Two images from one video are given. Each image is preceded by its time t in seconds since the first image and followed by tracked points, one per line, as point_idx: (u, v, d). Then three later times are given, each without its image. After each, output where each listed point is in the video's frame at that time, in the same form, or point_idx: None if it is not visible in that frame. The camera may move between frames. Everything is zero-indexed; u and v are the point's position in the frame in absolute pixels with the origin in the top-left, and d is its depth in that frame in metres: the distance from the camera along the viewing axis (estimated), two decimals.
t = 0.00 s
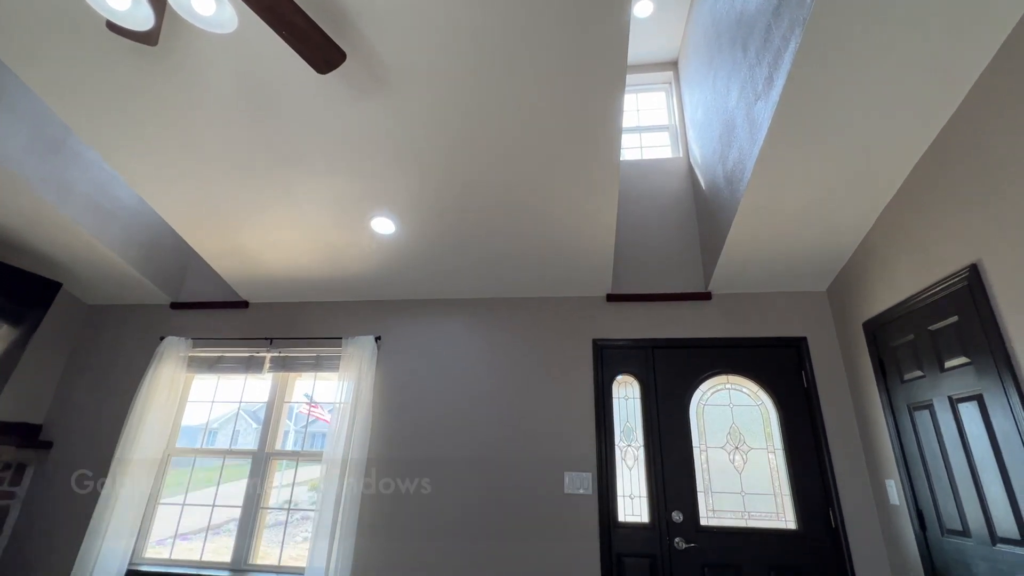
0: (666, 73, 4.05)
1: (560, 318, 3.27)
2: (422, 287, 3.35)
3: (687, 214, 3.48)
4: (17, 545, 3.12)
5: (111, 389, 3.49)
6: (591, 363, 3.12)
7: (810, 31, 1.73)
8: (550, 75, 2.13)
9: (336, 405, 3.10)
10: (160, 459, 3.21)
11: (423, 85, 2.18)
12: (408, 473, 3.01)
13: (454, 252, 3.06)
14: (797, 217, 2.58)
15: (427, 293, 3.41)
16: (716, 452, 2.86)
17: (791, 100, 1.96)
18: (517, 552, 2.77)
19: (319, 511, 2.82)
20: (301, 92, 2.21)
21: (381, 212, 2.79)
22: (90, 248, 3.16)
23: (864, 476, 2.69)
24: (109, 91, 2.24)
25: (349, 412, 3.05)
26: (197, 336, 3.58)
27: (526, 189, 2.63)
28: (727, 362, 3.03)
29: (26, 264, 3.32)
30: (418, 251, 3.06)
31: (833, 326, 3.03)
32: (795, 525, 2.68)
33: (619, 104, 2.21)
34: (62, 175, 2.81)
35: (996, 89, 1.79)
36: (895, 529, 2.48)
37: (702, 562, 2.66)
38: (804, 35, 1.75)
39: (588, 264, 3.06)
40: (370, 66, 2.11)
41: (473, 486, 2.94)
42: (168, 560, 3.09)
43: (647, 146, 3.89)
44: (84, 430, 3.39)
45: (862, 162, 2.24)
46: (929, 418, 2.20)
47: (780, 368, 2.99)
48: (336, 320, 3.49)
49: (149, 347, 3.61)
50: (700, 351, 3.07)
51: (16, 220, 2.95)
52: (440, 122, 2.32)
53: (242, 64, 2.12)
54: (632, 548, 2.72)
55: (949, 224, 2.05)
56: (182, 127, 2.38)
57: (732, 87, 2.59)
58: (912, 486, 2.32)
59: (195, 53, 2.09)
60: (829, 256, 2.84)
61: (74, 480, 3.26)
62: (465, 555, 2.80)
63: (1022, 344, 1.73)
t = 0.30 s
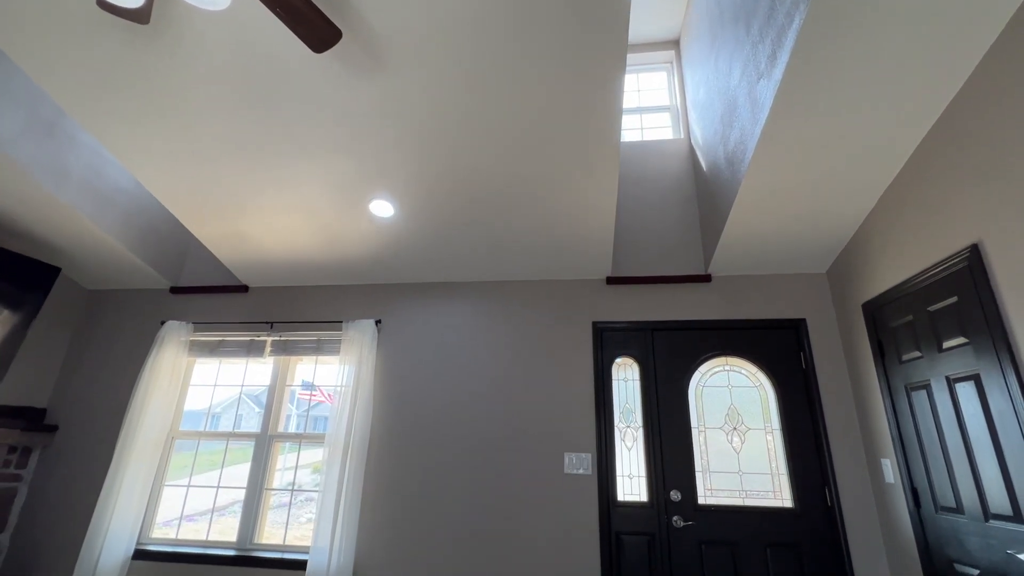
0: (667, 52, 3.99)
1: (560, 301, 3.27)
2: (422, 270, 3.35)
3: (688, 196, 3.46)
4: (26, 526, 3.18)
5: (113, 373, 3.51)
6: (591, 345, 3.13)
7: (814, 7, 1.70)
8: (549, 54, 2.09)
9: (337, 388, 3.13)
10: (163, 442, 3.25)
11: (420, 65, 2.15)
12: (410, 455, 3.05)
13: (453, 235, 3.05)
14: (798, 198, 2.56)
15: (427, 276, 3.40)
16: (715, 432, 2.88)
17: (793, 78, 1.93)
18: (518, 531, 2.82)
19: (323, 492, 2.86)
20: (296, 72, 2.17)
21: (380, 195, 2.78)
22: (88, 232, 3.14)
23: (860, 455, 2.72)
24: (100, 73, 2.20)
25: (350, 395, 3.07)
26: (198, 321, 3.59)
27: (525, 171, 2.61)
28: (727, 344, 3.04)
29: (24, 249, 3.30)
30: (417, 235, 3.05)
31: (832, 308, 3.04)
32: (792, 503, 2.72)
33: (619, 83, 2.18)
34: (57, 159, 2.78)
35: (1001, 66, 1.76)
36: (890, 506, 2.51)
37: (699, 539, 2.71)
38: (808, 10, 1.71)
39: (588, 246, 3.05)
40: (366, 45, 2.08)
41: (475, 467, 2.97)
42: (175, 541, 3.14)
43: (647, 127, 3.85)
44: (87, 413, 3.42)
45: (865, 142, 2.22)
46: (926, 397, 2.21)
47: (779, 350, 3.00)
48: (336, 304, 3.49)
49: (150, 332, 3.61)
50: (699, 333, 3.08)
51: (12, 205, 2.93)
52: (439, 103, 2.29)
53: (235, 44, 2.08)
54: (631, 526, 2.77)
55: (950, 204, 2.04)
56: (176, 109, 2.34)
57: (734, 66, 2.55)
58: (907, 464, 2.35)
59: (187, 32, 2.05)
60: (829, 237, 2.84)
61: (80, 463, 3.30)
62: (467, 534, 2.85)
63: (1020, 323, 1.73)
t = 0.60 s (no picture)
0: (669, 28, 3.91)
1: (560, 282, 3.27)
2: (421, 252, 3.34)
3: (688, 176, 3.43)
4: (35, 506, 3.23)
5: (115, 356, 3.53)
6: (591, 326, 3.14)
7: None
8: (548, 30, 2.05)
9: (338, 370, 3.14)
10: (167, 424, 3.29)
11: (417, 42, 2.10)
12: (412, 435, 3.08)
13: (452, 217, 3.04)
14: (799, 177, 2.54)
15: (426, 258, 3.39)
16: (713, 411, 2.91)
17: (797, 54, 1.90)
18: (519, 509, 2.87)
19: (326, 472, 2.90)
20: (289, 50, 2.13)
21: (378, 176, 2.75)
22: (85, 215, 3.12)
23: (857, 433, 2.75)
24: (91, 51, 2.16)
25: (352, 376, 3.09)
26: (198, 304, 3.59)
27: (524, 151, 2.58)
28: (726, 324, 3.05)
29: (21, 233, 3.28)
30: (416, 216, 3.03)
31: (832, 288, 3.04)
32: (788, 480, 2.76)
33: (619, 60, 2.14)
34: (52, 140, 2.75)
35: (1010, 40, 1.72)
36: (885, 483, 2.55)
37: (697, 515, 2.76)
38: None
39: (588, 227, 3.04)
40: (361, 22, 2.03)
41: (476, 447, 3.01)
42: (181, 520, 3.20)
43: (648, 106, 3.80)
44: (91, 396, 3.44)
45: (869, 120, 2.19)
46: (923, 375, 2.23)
47: (778, 331, 3.01)
48: (336, 287, 3.49)
49: (150, 315, 3.62)
50: (699, 313, 3.09)
51: (7, 187, 2.91)
52: (436, 82, 2.25)
53: (227, 20, 2.04)
54: (630, 503, 2.81)
55: (953, 183, 2.02)
56: (169, 89, 2.31)
57: (736, 41, 2.50)
58: (903, 441, 2.38)
59: (177, 9, 2.00)
60: (830, 217, 2.82)
61: (85, 444, 3.33)
62: (468, 511, 2.90)
63: (1019, 301, 1.73)
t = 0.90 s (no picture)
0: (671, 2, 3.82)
1: (560, 262, 3.26)
2: (421, 233, 3.32)
3: (689, 155, 3.39)
4: (42, 485, 3.28)
5: (116, 338, 3.54)
6: (591, 306, 3.14)
7: None
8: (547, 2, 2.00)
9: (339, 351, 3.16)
10: (170, 405, 3.32)
11: (412, 16, 2.05)
12: (413, 415, 3.11)
13: (451, 197, 3.01)
14: (802, 155, 2.51)
15: (425, 239, 3.38)
16: (712, 389, 2.94)
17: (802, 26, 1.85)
18: (520, 486, 2.91)
19: (329, 451, 2.94)
20: (281, 25, 2.08)
21: (376, 155, 2.72)
22: (80, 197, 3.10)
23: (854, 409, 2.78)
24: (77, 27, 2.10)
25: (352, 357, 3.10)
26: (198, 286, 3.59)
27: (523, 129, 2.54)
28: (726, 303, 3.05)
29: (18, 215, 3.25)
30: (415, 196, 3.00)
31: (832, 266, 3.03)
32: (785, 456, 2.79)
33: (619, 34, 2.09)
34: (45, 120, 2.71)
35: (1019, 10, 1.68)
36: (880, 458, 2.59)
37: (695, 490, 2.80)
38: None
39: (587, 207, 3.02)
40: None
41: (476, 425, 3.05)
42: (188, 498, 3.25)
43: (649, 83, 3.74)
44: (93, 378, 3.46)
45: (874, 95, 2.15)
46: (921, 352, 2.24)
47: (778, 309, 3.01)
48: (335, 268, 3.48)
49: (150, 297, 3.62)
50: (699, 293, 3.09)
51: None
52: (432, 58, 2.21)
53: None
54: (629, 480, 2.85)
55: (955, 159, 2.00)
56: (160, 67, 2.26)
57: (740, 14, 2.44)
58: (899, 417, 2.41)
59: None
60: (832, 195, 2.80)
61: (90, 424, 3.37)
62: (470, 488, 2.95)
63: (1020, 277, 1.73)
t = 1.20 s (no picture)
0: None
1: (559, 242, 3.25)
2: (420, 212, 3.30)
3: (691, 132, 3.35)
4: (49, 464, 3.32)
5: (117, 319, 3.54)
6: (591, 285, 3.14)
7: None
8: None
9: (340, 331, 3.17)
10: (173, 385, 3.34)
11: None
12: (414, 394, 3.14)
13: (450, 175, 2.98)
14: (805, 132, 2.47)
15: (425, 218, 3.36)
16: (711, 367, 2.95)
17: None
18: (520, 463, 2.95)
19: (332, 430, 2.97)
20: None
21: (373, 134, 2.69)
22: (76, 177, 3.07)
23: (852, 387, 2.80)
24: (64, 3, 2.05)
25: (353, 337, 3.12)
26: (198, 267, 3.58)
27: (522, 106, 2.50)
28: (727, 282, 3.05)
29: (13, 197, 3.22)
30: (414, 175, 2.98)
31: (833, 245, 3.02)
32: (783, 433, 2.82)
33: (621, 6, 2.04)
34: (37, 99, 2.67)
35: None
36: (877, 434, 2.61)
37: (693, 467, 2.84)
38: None
39: (588, 185, 2.99)
40: None
41: (477, 404, 3.07)
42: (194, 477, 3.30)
43: (651, 58, 3.67)
44: (96, 359, 3.48)
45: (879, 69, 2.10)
46: (921, 329, 2.24)
47: (779, 288, 3.01)
48: (335, 248, 3.47)
49: (149, 278, 3.61)
50: (699, 272, 3.08)
51: None
52: (428, 33, 2.15)
53: None
54: (628, 457, 2.89)
55: (960, 134, 1.97)
56: (151, 43, 2.21)
57: None
58: (897, 394, 2.42)
59: None
60: (834, 173, 2.77)
61: (95, 405, 3.40)
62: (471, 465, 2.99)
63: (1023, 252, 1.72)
